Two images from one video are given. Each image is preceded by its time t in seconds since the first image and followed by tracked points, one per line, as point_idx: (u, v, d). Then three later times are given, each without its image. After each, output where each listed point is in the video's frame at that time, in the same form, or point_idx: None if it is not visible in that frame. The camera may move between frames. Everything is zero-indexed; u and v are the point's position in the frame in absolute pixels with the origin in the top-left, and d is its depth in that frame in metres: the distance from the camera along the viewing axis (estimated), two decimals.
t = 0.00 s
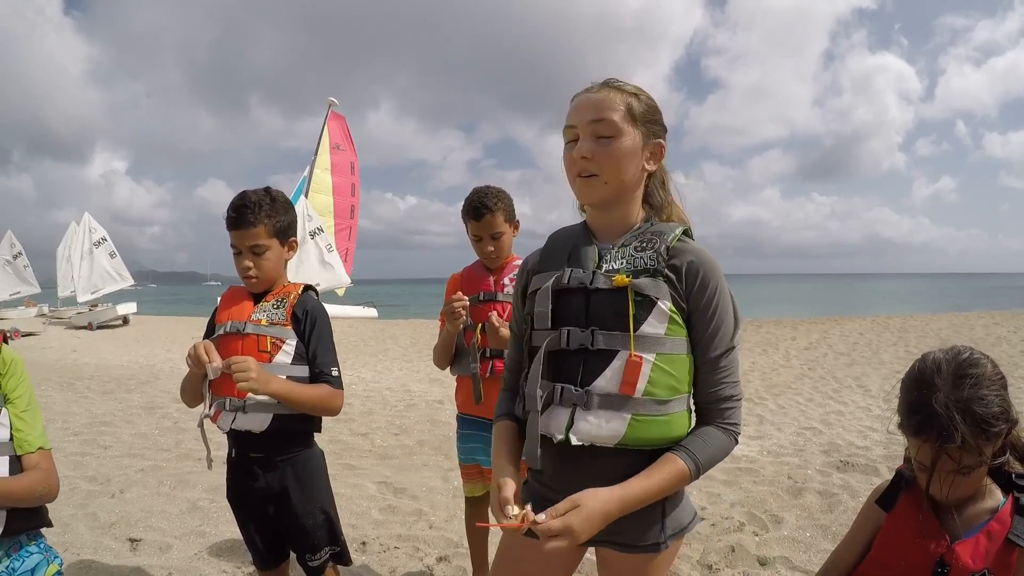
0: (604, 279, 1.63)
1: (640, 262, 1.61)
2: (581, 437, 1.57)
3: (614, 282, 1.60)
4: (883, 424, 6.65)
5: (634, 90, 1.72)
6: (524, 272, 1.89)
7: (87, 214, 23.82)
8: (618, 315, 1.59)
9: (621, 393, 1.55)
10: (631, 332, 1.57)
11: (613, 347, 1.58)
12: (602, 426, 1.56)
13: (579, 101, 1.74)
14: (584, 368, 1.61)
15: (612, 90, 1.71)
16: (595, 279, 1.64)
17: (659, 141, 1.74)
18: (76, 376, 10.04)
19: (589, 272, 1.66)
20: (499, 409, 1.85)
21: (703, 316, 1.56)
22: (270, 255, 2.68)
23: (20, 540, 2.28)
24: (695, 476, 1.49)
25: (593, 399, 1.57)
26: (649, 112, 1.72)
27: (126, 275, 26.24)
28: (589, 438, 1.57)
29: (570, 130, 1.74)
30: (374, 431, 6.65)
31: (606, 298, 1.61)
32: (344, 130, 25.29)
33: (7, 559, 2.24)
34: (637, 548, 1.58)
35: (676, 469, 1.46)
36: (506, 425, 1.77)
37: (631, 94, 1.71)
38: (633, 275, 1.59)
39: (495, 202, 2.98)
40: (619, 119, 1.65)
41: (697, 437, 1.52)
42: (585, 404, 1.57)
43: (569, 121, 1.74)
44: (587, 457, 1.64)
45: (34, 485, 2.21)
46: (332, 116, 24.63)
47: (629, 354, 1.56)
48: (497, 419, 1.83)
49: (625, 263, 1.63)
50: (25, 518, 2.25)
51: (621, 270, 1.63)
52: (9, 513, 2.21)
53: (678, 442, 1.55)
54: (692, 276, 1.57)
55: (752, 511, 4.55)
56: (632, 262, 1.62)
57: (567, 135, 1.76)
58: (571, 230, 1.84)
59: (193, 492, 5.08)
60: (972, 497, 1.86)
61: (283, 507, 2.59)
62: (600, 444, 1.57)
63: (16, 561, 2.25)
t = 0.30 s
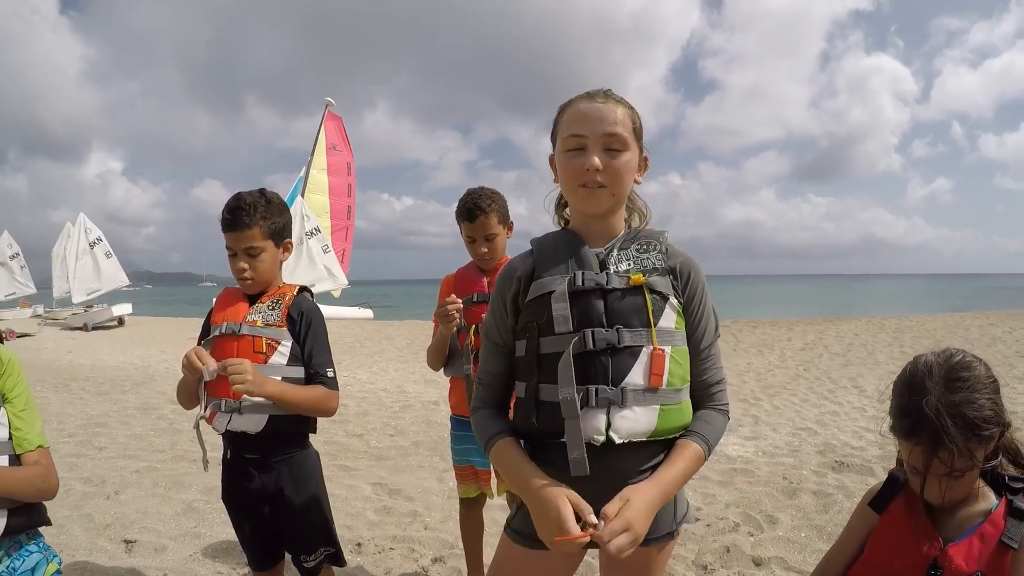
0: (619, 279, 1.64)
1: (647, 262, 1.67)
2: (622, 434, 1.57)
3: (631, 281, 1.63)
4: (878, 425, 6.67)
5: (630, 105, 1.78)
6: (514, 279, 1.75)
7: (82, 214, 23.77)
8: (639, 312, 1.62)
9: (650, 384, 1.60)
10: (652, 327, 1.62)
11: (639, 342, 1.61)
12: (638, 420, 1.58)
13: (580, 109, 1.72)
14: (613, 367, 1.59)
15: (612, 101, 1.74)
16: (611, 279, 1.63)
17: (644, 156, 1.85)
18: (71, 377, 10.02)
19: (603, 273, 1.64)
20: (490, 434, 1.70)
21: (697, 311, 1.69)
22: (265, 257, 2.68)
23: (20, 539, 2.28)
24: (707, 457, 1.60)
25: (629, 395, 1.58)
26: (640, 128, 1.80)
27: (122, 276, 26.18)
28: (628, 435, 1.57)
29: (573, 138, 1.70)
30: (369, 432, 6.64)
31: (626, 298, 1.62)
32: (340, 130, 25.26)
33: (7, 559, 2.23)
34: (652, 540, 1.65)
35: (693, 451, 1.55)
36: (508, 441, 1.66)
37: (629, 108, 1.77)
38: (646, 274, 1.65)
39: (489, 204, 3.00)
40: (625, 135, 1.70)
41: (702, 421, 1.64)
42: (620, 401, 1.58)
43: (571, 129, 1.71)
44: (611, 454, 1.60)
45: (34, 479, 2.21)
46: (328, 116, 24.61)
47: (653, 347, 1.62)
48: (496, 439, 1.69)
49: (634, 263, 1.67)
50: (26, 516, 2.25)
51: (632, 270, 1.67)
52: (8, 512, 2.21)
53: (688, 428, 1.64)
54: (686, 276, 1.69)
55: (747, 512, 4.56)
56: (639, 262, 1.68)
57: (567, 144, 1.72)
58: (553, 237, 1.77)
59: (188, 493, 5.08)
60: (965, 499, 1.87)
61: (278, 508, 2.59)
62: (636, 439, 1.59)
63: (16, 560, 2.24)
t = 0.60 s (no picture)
0: (608, 277, 1.64)
1: (635, 259, 1.68)
2: (615, 430, 1.56)
3: (619, 278, 1.64)
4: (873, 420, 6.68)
5: (606, 104, 1.78)
6: (506, 282, 1.75)
7: (76, 214, 23.64)
8: (628, 308, 1.63)
9: (642, 379, 1.59)
10: (642, 322, 1.62)
11: (628, 338, 1.61)
12: (631, 414, 1.58)
13: (557, 114, 1.71)
14: (605, 363, 1.59)
15: (588, 103, 1.73)
16: (600, 278, 1.64)
17: (624, 153, 1.85)
18: (66, 377, 9.98)
19: (592, 272, 1.65)
20: (487, 437, 1.70)
21: (686, 305, 1.70)
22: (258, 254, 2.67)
23: (16, 538, 2.27)
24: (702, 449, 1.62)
25: (621, 390, 1.57)
26: (619, 126, 1.80)
27: (117, 275, 26.07)
28: (621, 429, 1.57)
29: (552, 144, 1.70)
30: (365, 430, 6.63)
31: (614, 296, 1.63)
32: (336, 128, 25.18)
33: (3, 558, 2.22)
34: (652, 534, 1.65)
35: (688, 444, 1.57)
36: (506, 443, 1.65)
37: (605, 108, 1.76)
38: (635, 270, 1.66)
39: (482, 201, 2.99)
40: (604, 136, 1.70)
41: (695, 412, 1.65)
42: (613, 397, 1.57)
43: (549, 134, 1.70)
44: (607, 450, 1.59)
45: (32, 475, 2.21)
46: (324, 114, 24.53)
47: (643, 342, 1.61)
48: (494, 442, 1.68)
49: (623, 260, 1.68)
50: (24, 513, 2.24)
51: (620, 267, 1.67)
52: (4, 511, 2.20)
53: (681, 421, 1.65)
54: (674, 271, 1.71)
55: (742, 507, 4.57)
56: (627, 259, 1.68)
57: (547, 150, 1.71)
58: (540, 239, 1.77)
59: (184, 493, 5.06)
60: (961, 495, 1.87)
61: (274, 507, 2.58)
62: (629, 434, 1.58)
63: (12, 559, 2.24)
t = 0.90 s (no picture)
0: (586, 280, 1.65)
1: (618, 260, 1.64)
2: (578, 433, 1.56)
3: (595, 282, 1.63)
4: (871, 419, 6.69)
5: (603, 104, 1.75)
6: (507, 282, 1.87)
7: (74, 214, 23.57)
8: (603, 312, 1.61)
9: (613, 386, 1.56)
10: (616, 328, 1.59)
11: (602, 343, 1.59)
12: (597, 420, 1.56)
13: (552, 116, 1.71)
14: (576, 366, 1.61)
15: (583, 103, 1.72)
16: (578, 281, 1.66)
17: (624, 153, 1.82)
18: (64, 376, 9.95)
19: (572, 275, 1.67)
20: (484, 413, 1.77)
21: (683, 306, 1.60)
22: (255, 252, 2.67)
23: (12, 538, 2.26)
24: (697, 459, 1.50)
25: (588, 395, 1.57)
26: (617, 125, 1.77)
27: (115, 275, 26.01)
28: (586, 434, 1.56)
29: (546, 146, 1.71)
30: (363, 429, 6.63)
31: (589, 299, 1.63)
32: (334, 126, 25.15)
33: None
34: (636, 542, 1.65)
35: (673, 452, 1.47)
36: (495, 431, 1.69)
37: (602, 107, 1.74)
38: (614, 274, 1.62)
39: (478, 199, 2.98)
40: (598, 136, 1.68)
41: (693, 423, 1.54)
42: (579, 400, 1.57)
43: (544, 137, 1.71)
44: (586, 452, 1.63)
45: (28, 475, 2.20)
46: (322, 113, 24.49)
47: (617, 348, 1.58)
48: (488, 425, 1.73)
49: (605, 263, 1.66)
50: (20, 513, 2.24)
51: (602, 270, 1.66)
52: None
53: (676, 430, 1.55)
54: (669, 269, 1.62)
55: (740, 506, 4.57)
56: (611, 262, 1.65)
57: (542, 152, 1.72)
58: (544, 241, 1.84)
59: (182, 492, 5.05)
60: (958, 493, 1.86)
61: (270, 506, 2.58)
62: (596, 439, 1.57)
63: (9, 559, 2.23)
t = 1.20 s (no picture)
0: (598, 277, 1.64)
1: (630, 258, 1.64)
2: (591, 432, 1.55)
3: (608, 279, 1.62)
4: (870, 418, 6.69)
5: (629, 104, 1.77)
6: (513, 277, 1.83)
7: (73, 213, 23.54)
8: (615, 309, 1.60)
9: (625, 384, 1.56)
10: (629, 325, 1.58)
11: (614, 340, 1.59)
12: (610, 418, 1.55)
13: (578, 107, 1.72)
14: (588, 363, 1.60)
15: (610, 100, 1.73)
16: (589, 277, 1.64)
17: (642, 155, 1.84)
18: (62, 376, 9.94)
19: (583, 272, 1.66)
20: (478, 418, 1.75)
21: (691, 306, 1.62)
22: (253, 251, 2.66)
23: (9, 537, 2.25)
24: (702, 460, 1.51)
25: (601, 393, 1.56)
26: (639, 128, 1.79)
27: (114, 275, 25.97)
28: (599, 433, 1.55)
29: (569, 135, 1.70)
30: (362, 429, 6.63)
31: (602, 296, 1.62)
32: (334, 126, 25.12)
33: None
34: (641, 543, 1.64)
35: (682, 451, 1.48)
36: (498, 425, 1.68)
37: (628, 107, 1.76)
38: (626, 271, 1.62)
39: (477, 198, 2.98)
40: (623, 132, 1.69)
41: (697, 423, 1.55)
42: (592, 398, 1.56)
43: (568, 126, 1.71)
44: (596, 449, 1.63)
45: (24, 473, 2.20)
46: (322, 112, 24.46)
47: (630, 346, 1.58)
48: (487, 421, 1.72)
49: (617, 260, 1.66)
50: (17, 512, 2.24)
51: (613, 267, 1.65)
52: None
53: (678, 430, 1.56)
54: (678, 268, 1.63)
55: (739, 505, 4.58)
56: (623, 259, 1.65)
57: (563, 140, 1.72)
58: (552, 236, 1.81)
59: (181, 492, 5.05)
60: (955, 492, 1.87)
61: (269, 505, 2.58)
62: (608, 437, 1.57)
63: (5, 558, 2.22)
